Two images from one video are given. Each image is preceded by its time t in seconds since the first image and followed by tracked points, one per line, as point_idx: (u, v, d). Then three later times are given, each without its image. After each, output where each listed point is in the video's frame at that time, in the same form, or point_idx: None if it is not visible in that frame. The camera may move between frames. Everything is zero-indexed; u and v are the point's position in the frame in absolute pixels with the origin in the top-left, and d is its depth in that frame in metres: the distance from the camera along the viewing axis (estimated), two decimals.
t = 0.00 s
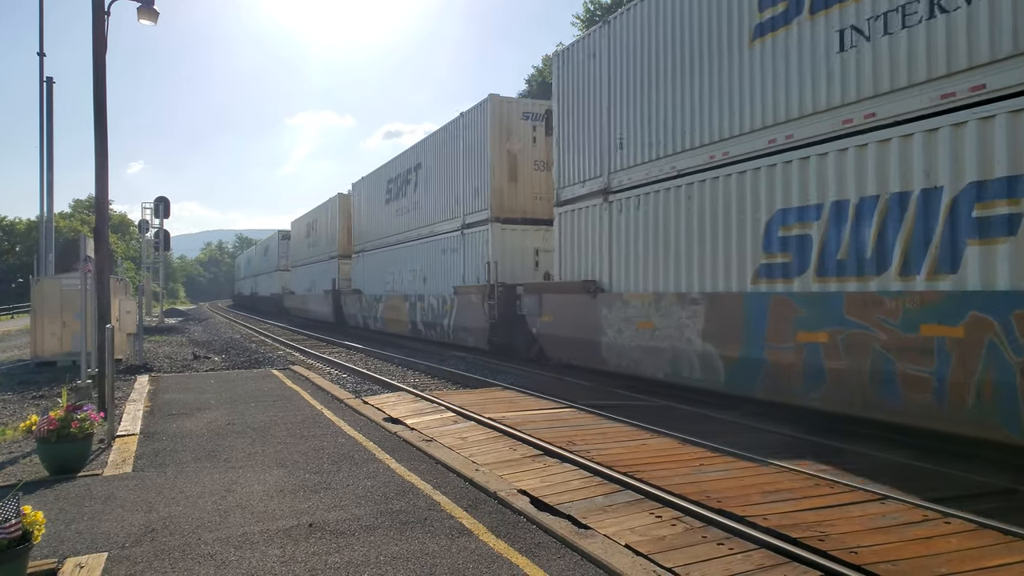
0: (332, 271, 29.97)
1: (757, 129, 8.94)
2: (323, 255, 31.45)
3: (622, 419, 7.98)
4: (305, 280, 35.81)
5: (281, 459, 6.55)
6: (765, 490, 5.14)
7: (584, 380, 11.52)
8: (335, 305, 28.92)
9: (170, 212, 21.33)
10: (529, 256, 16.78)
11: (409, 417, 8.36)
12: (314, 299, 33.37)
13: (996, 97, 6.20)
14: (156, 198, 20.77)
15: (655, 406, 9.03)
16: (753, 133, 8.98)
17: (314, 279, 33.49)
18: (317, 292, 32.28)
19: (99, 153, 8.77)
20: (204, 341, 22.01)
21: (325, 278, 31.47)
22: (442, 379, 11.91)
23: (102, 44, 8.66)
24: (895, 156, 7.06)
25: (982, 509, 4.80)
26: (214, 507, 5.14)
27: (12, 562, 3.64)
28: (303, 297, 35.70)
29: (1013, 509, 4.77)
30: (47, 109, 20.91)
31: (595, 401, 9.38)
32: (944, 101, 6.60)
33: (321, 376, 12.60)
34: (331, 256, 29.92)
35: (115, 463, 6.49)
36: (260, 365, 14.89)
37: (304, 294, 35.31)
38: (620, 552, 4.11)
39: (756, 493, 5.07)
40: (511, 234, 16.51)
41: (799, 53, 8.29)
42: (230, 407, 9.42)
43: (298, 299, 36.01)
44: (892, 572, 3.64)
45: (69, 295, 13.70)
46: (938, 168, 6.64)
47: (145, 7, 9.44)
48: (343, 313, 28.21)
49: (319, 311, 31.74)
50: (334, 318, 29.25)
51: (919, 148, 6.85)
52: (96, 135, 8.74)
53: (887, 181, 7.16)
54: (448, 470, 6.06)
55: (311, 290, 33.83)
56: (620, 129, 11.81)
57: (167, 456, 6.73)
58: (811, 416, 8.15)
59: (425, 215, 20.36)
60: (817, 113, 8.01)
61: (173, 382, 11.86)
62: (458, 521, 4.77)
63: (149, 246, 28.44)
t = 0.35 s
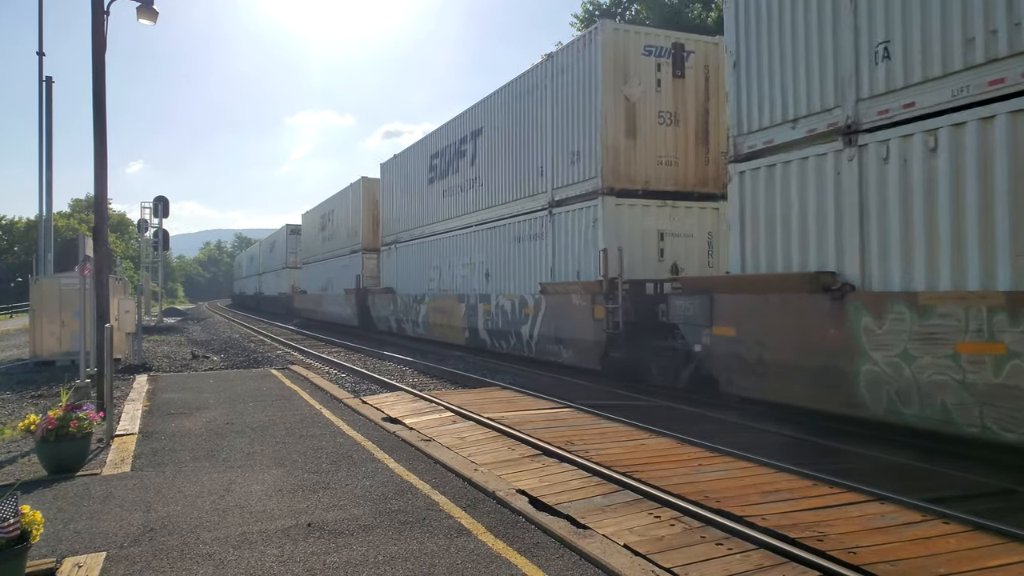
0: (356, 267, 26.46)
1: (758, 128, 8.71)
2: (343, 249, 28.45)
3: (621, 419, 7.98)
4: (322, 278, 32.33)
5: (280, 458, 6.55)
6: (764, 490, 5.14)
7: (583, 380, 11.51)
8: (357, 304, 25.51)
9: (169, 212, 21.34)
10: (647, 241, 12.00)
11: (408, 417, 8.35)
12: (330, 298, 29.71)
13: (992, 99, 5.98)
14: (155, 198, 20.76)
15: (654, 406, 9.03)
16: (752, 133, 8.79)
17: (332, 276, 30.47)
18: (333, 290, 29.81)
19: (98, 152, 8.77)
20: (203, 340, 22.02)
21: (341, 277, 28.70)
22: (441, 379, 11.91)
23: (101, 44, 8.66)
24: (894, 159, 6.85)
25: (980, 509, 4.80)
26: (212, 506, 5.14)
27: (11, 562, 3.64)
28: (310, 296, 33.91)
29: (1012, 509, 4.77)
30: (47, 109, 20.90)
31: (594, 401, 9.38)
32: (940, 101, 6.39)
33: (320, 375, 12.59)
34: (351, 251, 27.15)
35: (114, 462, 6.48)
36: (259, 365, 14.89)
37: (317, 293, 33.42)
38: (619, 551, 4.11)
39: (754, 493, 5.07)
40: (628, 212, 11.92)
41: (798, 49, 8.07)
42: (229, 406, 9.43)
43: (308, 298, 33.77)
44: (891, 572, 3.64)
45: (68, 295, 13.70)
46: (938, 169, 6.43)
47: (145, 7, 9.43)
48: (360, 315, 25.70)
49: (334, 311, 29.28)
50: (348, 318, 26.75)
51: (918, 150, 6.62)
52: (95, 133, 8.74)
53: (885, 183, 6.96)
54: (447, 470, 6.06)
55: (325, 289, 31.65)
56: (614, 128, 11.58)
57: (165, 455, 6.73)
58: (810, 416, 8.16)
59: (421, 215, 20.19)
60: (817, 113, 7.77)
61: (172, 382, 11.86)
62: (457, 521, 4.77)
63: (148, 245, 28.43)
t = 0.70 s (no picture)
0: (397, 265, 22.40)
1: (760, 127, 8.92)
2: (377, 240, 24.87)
3: (621, 419, 7.99)
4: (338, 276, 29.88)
5: (280, 458, 6.57)
6: (764, 490, 5.14)
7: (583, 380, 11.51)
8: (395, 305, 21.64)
9: (169, 212, 21.35)
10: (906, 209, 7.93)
11: (408, 417, 8.36)
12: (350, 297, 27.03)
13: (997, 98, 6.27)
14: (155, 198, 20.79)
15: (654, 407, 9.03)
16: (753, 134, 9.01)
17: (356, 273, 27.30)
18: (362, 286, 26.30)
19: (98, 151, 8.77)
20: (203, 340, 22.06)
21: (368, 275, 25.81)
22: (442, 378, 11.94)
23: (101, 44, 8.67)
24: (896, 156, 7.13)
25: (979, 509, 4.81)
26: (212, 506, 5.15)
27: (12, 562, 3.65)
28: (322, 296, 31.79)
29: (1011, 509, 4.78)
30: (47, 109, 20.91)
31: (594, 401, 9.40)
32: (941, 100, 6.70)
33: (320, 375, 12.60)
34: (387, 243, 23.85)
35: (115, 462, 6.50)
36: (258, 365, 14.90)
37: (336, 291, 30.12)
38: (618, 551, 4.12)
39: (754, 493, 5.07)
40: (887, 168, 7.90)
41: (802, 54, 8.29)
42: (229, 406, 9.44)
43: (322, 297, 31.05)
44: (890, 572, 3.65)
45: (68, 295, 13.72)
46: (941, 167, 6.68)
47: (145, 7, 9.44)
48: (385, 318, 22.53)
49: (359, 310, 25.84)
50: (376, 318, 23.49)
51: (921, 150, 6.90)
52: (95, 133, 8.74)
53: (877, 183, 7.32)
54: (446, 469, 6.07)
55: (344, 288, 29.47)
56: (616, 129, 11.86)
57: (166, 455, 6.75)
58: (809, 417, 8.16)
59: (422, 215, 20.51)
60: (822, 112, 7.98)
61: (172, 382, 11.89)
62: (457, 520, 4.77)
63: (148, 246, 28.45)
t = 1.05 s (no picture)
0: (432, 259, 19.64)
1: (763, 128, 9.07)
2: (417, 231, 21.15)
3: (621, 418, 7.98)
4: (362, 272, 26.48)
5: (279, 458, 6.55)
6: (763, 489, 5.14)
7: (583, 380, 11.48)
8: (445, 310, 18.31)
9: (168, 211, 21.35)
10: None
11: (407, 417, 8.35)
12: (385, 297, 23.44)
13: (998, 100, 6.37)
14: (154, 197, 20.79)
15: (653, 406, 9.02)
16: (757, 134, 9.16)
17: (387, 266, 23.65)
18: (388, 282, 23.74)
19: (97, 150, 8.76)
20: (202, 339, 22.07)
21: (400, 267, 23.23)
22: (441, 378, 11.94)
23: (100, 43, 8.65)
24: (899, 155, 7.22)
25: (978, 509, 4.80)
26: (211, 505, 5.15)
27: (10, 561, 3.65)
28: (344, 295, 29.51)
29: (1009, 509, 4.78)
30: (46, 109, 20.90)
31: (593, 401, 9.39)
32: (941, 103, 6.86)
33: (319, 375, 12.59)
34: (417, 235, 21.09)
35: (113, 461, 6.50)
36: (257, 364, 14.89)
37: (370, 289, 25.39)
38: (618, 551, 4.12)
39: (754, 492, 5.07)
40: None
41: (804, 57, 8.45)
42: (228, 406, 9.43)
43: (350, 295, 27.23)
44: (890, 571, 3.64)
45: (66, 294, 13.71)
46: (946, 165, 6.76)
47: (145, 6, 9.43)
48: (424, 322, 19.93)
49: (398, 307, 22.28)
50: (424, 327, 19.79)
51: (930, 149, 6.93)
52: (94, 132, 8.73)
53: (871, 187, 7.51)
54: (446, 469, 6.07)
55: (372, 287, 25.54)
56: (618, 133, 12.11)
57: (165, 454, 6.74)
58: (809, 417, 8.15)
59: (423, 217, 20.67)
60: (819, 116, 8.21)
61: (170, 381, 11.88)
62: (456, 520, 4.77)
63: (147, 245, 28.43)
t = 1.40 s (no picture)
0: (488, 249, 15.91)
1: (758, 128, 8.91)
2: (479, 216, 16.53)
3: (620, 418, 7.97)
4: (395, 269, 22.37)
5: (278, 457, 6.55)
6: (761, 489, 5.14)
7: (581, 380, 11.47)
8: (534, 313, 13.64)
9: (167, 210, 21.34)
10: None
11: (405, 416, 8.35)
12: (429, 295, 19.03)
13: (994, 102, 6.19)
14: (153, 196, 20.78)
15: (651, 406, 9.03)
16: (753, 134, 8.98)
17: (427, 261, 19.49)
18: (435, 275, 18.95)
19: (95, 149, 8.75)
20: (201, 339, 22.03)
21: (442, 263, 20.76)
22: (440, 377, 11.94)
23: (99, 41, 8.64)
24: (887, 157, 7.13)
25: (977, 510, 4.80)
26: (210, 504, 5.14)
27: (7, 560, 3.64)
28: (372, 291, 24.83)
29: (1007, 510, 4.78)
30: (44, 107, 20.86)
31: (592, 400, 9.38)
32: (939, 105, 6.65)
33: (317, 374, 12.59)
34: (473, 221, 16.73)
35: (112, 460, 6.49)
36: (255, 364, 14.86)
37: (410, 287, 20.60)
38: (616, 551, 4.11)
39: (751, 493, 5.07)
40: None
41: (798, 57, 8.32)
42: (227, 405, 9.42)
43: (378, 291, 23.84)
44: (888, 572, 3.65)
45: (64, 293, 13.69)
46: (934, 169, 6.66)
47: (144, 4, 9.41)
48: (490, 329, 15.39)
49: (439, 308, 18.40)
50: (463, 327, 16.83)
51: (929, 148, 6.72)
52: (93, 131, 8.72)
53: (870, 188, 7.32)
54: (444, 468, 6.07)
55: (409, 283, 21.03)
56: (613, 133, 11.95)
57: (163, 453, 6.73)
58: (808, 417, 8.15)
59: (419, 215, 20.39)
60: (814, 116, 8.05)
61: (169, 380, 11.85)
62: (455, 520, 4.76)
63: (145, 244, 28.43)
